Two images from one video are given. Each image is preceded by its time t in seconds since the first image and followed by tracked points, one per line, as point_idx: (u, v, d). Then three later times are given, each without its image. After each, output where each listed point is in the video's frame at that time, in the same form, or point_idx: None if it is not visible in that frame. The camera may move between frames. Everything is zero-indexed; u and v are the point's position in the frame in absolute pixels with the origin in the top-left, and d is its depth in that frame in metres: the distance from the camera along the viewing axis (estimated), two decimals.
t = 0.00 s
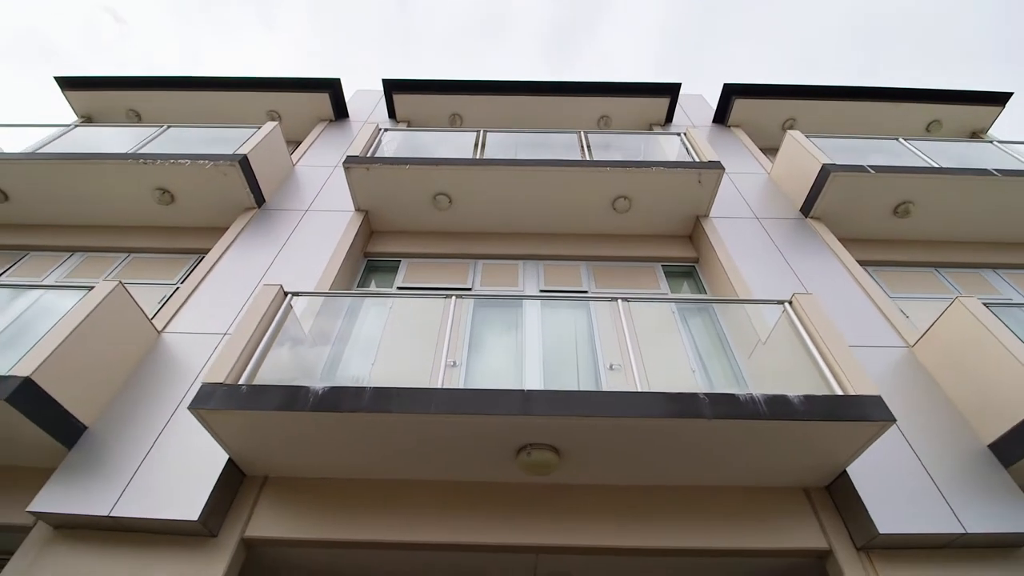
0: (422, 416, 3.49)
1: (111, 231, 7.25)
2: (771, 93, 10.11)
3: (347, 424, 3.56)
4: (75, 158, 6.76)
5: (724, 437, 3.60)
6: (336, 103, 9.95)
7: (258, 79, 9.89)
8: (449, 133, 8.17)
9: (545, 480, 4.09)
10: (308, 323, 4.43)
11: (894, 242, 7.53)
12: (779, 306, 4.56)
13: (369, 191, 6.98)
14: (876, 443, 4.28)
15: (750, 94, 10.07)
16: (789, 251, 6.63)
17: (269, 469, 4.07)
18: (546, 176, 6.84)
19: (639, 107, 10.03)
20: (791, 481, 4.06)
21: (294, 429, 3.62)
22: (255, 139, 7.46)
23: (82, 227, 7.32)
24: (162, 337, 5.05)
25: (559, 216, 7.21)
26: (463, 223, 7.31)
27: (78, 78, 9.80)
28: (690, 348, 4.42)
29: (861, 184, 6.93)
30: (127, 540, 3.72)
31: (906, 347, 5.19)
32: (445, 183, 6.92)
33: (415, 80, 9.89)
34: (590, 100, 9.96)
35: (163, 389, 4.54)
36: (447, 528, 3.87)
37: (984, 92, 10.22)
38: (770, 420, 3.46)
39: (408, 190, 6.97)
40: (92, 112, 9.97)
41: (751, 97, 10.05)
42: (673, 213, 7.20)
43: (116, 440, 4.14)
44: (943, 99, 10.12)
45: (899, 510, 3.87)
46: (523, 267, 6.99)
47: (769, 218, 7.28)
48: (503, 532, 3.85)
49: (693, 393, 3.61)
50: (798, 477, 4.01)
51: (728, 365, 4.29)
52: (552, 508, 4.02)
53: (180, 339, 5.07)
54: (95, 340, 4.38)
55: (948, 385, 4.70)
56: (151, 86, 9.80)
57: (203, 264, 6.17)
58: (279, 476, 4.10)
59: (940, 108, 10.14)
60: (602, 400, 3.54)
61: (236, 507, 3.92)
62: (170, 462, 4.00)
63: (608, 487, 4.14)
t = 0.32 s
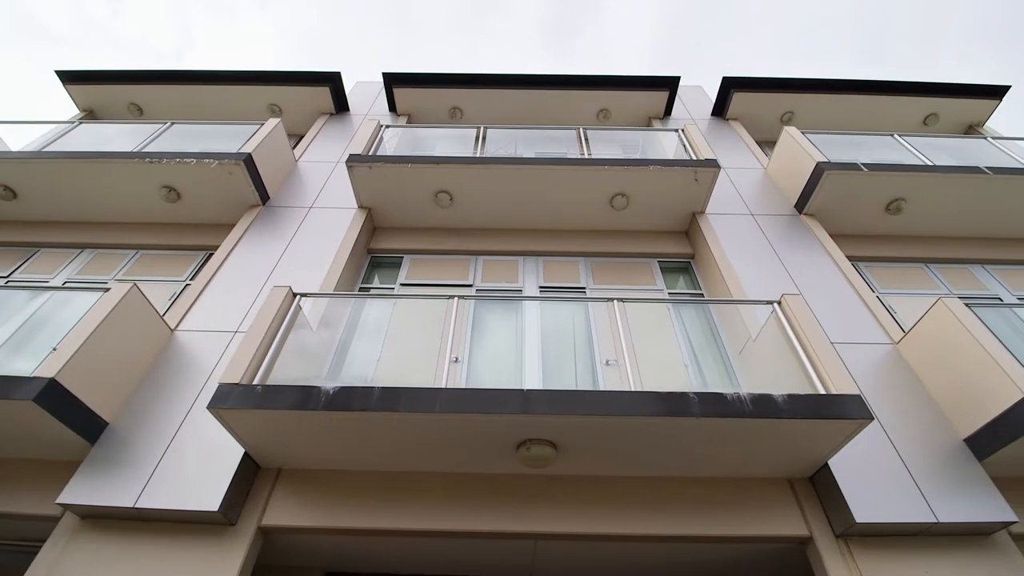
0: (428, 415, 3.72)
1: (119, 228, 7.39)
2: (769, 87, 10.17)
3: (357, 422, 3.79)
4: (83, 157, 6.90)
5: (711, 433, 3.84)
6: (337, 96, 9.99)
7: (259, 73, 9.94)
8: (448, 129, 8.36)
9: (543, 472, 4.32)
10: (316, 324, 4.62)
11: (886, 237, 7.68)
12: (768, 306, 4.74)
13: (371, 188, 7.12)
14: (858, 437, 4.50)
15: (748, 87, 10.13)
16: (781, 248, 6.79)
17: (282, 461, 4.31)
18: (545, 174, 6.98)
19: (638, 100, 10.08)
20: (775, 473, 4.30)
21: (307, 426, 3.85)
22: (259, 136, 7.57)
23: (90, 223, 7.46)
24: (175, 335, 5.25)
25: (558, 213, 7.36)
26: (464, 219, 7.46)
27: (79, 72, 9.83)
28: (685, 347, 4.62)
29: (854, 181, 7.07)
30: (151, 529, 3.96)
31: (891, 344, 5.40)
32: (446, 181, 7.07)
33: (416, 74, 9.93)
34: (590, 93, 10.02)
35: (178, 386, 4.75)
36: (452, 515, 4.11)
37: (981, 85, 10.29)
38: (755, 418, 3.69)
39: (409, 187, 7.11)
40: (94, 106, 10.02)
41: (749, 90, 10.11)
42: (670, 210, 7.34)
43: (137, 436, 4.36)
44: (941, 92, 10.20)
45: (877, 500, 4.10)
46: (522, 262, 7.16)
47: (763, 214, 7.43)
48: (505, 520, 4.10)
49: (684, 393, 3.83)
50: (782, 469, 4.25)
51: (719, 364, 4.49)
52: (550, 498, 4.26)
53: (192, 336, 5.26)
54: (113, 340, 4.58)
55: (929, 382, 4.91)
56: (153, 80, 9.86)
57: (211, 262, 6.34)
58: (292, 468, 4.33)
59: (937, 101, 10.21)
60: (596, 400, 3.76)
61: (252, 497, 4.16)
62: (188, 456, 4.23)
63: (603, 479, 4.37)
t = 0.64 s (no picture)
0: (433, 415, 3.97)
1: (128, 227, 7.57)
2: (767, 84, 10.27)
3: (368, 421, 4.03)
4: (92, 159, 7.05)
5: (700, 432, 4.09)
6: (339, 93, 10.07)
7: (262, 70, 10.01)
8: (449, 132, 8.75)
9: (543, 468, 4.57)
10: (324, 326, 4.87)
11: (878, 236, 7.85)
12: (756, 309, 5.00)
13: (375, 190, 7.28)
14: (841, 435, 4.75)
15: (746, 85, 10.22)
16: (774, 248, 6.97)
17: (296, 457, 4.56)
18: (545, 175, 7.15)
19: (637, 97, 10.16)
20: (761, 468, 4.56)
21: (320, 425, 4.09)
22: (264, 137, 7.72)
23: (99, 223, 7.63)
24: (189, 335, 5.47)
25: (557, 212, 7.54)
26: (465, 219, 7.63)
27: (82, 69, 9.90)
28: (679, 345, 4.86)
29: (847, 182, 7.23)
30: (174, 522, 4.22)
31: (875, 343, 5.62)
32: (448, 183, 7.22)
33: (417, 71, 10.03)
34: (590, 91, 10.11)
35: (194, 385, 4.97)
36: (458, 507, 4.38)
37: (977, 82, 10.42)
38: (742, 419, 3.93)
39: (412, 189, 7.27)
40: (97, 103, 10.10)
41: (747, 88, 10.21)
42: (667, 210, 7.51)
43: (158, 433, 4.60)
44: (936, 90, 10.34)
45: (856, 494, 4.36)
46: (522, 261, 7.36)
47: (758, 214, 7.60)
48: (507, 512, 4.36)
49: (674, 394, 4.07)
50: (768, 464, 4.50)
51: (711, 365, 4.69)
52: (549, 492, 4.50)
53: (205, 337, 5.48)
54: (132, 342, 4.81)
55: (911, 381, 5.14)
56: (156, 77, 9.94)
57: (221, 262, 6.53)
58: (305, 463, 4.59)
59: (933, 98, 10.35)
60: (592, 401, 4.00)
61: (268, 491, 4.42)
62: (207, 452, 4.48)
63: (599, 474, 4.62)
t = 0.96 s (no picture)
0: (447, 410, 4.77)
1: (151, 226, 8.10)
2: (758, 78, 10.61)
3: (391, 415, 4.81)
4: (118, 164, 7.54)
5: (669, 424, 4.86)
6: (343, 87, 10.37)
7: (267, 64, 10.29)
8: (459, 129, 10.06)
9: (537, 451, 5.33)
10: (343, 329, 5.75)
11: (852, 232, 8.42)
12: (728, 313, 5.77)
13: (383, 192, 7.80)
14: (796, 422, 5.48)
15: (738, 79, 10.55)
16: (752, 247, 7.55)
17: (325, 442, 5.29)
18: (541, 179, 7.67)
19: (632, 90, 10.49)
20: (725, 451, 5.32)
21: (351, 418, 4.88)
22: (276, 139, 8.17)
23: (123, 221, 8.15)
24: (223, 333, 6.13)
25: (553, 212, 8.09)
26: (467, 217, 8.18)
27: (91, 63, 10.19)
28: (665, 346, 5.66)
29: (825, 185, 7.74)
30: (225, 497, 4.98)
31: (835, 339, 6.31)
32: (451, 186, 7.74)
33: (419, 65, 10.32)
34: (586, 85, 10.45)
35: (232, 380, 5.67)
36: (466, 484, 5.14)
37: (963, 76, 10.77)
38: (704, 414, 4.74)
39: (418, 191, 7.79)
40: (108, 97, 10.44)
41: (739, 82, 10.54)
42: (655, 210, 8.06)
43: (205, 423, 5.32)
44: (923, 83, 10.71)
45: (805, 473, 5.12)
46: (521, 258, 7.94)
47: (740, 213, 8.14)
48: (508, 488, 5.12)
49: (649, 393, 4.83)
50: (730, 448, 5.26)
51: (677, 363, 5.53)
52: (542, 472, 5.26)
53: (237, 335, 6.14)
54: (177, 343, 5.47)
55: (862, 374, 5.86)
56: (164, 72, 10.25)
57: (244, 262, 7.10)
58: (333, 447, 5.33)
59: (919, 91, 10.72)
60: (579, 399, 4.76)
61: (303, 471, 5.17)
62: (249, 439, 5.21)
63: (586, 455, 5.37)
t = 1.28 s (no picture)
0: (451, 396, 5.55)
1: (170, 219, 8.65)
2: (748, 68, 10.93)
3: (402, 399, 5.60)
4: (137, 163, 8.05)
5: (642, 407, 5.64)
6: (344, 78, 10.69)
7: (271, 56, 10.59)
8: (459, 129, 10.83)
9: (530, 429, 6.11)
10: (356, 323, 6.48)
11: (826, 225, 9.02)
12: (701, 308, 6.48)
13: (388, 189, 8.35)
14: (757, 404, 6.24)
15: (728, 70, 10.88)
16: (730, 240, 8.15)
17: (343, 421, 6.06)
18: (536, 177, 8.21)
19: (626, 81, 10.81)
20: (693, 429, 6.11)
21: (367, 402, 5.65)
22: (284, 137, 8.63)
23: (143, 215, 8.70)
24: (248, 325, 6.83)
25: (547, 206, 8.66)
26: (467, 211, 8.74)
27: (98, 55, 10.45)
28: (647, 337, 6.40)
29: (801, 182, 8.25)
30: (260, 468, 5.78)
31: (798, 328, 7.01)
32: (451, 184, 8.28)
33: (418, 57, 10.62)
34: (581, 76, 10.77)
35: (259, 367, 6.41)
36: (468, 456, 5.93)
37: (947, 67, 11.12)
38: (672, 399, 5.50)
39: (420, 188, 8.34)
40: (116, 88, 10.76)
41: (729, 73, 10.87)
42: (642, 205, 8.63)
43: (238, 405, 6.08)
44: (908, 74, 11.07)
45: (761, 448, 5.90)
46: (517, 250, 8.55)
47: (722, 207, 8.69)
48: (503, 461, 5.91)
49: (625, 382, 5.58)
50: (697, 426, 6.05)
51: (653, 353, 6.26)
52: (534, 447, 6.04)
53: (260, 326, 6.84)
54: (209, 336, 6.19)
55: (818, 361, 6.60)
56: (170, 63, 10.55)
57: (262, 256, 7.71)
58: (351, 425, 6.10)
59: (905, 82, 11.08)
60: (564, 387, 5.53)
61: (326, 445, 5.96)
62: (277, 420, 5.96)
63: (572, 433, 6.14)
